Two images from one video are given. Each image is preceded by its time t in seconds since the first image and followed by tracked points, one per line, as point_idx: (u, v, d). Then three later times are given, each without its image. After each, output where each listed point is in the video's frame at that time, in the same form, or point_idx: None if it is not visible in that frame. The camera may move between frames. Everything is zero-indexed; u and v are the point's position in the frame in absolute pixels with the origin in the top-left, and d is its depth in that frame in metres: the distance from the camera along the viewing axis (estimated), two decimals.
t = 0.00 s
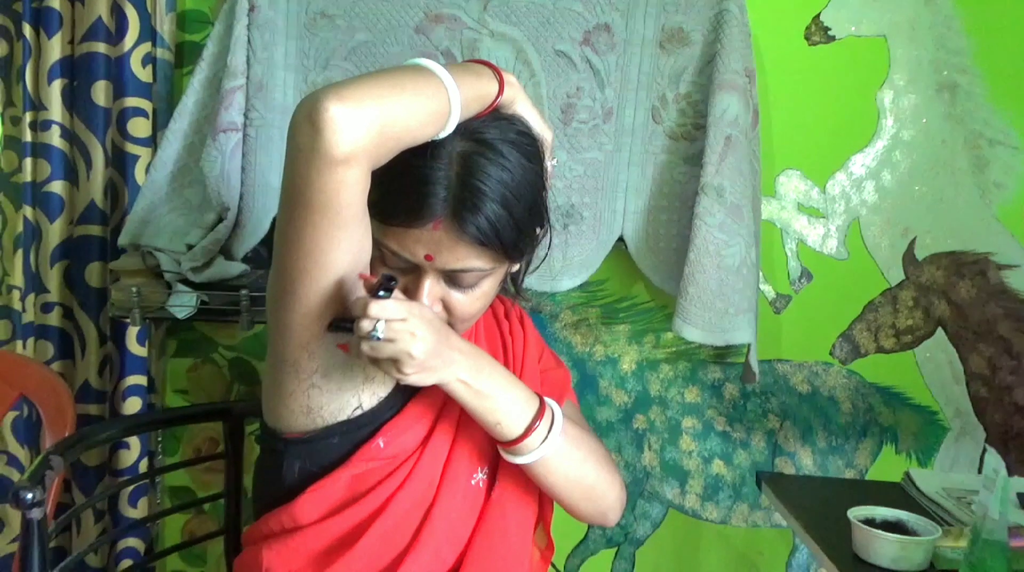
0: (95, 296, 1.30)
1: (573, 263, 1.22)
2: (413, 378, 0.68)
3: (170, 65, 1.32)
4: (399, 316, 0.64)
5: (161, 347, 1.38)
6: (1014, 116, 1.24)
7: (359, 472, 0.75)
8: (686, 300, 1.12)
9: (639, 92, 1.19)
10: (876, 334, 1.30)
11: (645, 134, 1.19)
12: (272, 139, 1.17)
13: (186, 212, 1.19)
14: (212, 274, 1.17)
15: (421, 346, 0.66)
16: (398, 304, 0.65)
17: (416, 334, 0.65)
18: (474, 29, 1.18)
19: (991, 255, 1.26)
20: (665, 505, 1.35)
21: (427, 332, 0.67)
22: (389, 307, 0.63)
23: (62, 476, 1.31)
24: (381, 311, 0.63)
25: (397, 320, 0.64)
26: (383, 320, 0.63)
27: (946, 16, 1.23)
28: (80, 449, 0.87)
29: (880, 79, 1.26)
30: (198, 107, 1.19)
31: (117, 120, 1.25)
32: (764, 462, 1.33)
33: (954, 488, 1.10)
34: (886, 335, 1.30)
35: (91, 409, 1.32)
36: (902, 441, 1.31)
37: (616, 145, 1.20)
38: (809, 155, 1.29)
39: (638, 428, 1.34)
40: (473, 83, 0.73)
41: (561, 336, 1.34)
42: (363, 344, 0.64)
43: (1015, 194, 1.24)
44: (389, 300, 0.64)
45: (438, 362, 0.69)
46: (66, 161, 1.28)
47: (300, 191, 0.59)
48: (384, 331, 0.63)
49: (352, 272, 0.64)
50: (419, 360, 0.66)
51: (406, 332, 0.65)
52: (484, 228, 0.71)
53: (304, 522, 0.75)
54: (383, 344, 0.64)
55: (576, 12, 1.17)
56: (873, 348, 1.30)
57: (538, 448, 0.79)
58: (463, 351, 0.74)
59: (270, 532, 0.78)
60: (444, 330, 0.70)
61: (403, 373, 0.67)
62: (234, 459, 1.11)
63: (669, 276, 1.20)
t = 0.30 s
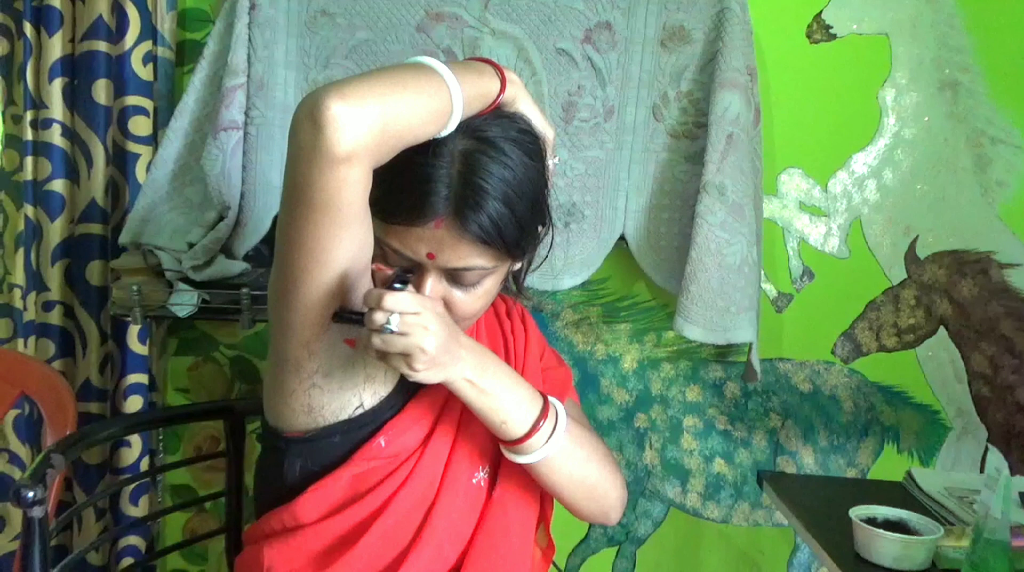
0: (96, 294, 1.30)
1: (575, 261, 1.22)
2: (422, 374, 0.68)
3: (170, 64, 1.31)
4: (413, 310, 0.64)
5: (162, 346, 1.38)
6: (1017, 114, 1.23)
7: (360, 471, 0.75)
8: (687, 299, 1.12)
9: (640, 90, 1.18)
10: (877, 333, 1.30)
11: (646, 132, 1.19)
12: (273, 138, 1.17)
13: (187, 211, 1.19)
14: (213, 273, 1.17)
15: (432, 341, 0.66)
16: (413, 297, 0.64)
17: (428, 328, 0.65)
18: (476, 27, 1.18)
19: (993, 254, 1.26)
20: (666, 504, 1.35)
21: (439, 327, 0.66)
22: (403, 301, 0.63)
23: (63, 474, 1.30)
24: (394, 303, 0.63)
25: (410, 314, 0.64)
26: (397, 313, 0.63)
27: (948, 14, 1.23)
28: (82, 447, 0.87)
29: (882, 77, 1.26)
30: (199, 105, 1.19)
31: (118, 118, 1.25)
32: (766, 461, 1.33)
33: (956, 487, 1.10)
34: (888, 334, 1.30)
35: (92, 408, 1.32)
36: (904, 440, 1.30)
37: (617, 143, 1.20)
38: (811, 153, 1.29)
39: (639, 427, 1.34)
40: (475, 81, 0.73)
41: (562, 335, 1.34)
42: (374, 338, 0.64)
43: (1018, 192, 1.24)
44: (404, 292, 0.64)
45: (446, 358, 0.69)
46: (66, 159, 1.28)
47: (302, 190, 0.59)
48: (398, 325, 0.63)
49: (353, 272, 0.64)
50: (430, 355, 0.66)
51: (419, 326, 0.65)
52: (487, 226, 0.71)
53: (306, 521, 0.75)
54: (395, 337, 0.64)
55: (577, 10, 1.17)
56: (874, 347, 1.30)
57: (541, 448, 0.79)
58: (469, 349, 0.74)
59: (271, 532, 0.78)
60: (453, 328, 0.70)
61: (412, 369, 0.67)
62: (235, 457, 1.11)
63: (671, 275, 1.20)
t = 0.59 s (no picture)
0: (96, 292, 1.30)
1: (576, 259, 1.21)
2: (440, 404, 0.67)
3: (171, 61, 1.31)
4: (425, 332, 0.64)
5: (163, 343, 1.37)
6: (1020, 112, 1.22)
7: (361, 470, 0.75)
8: (690, 297, 1.11)
9: (642, 88, 1.18)
10: (879, 331, 1.30)
11: (648, 130, 1.19)
12: (274, 135, 1.17)
13: (188, 208, 1.19)
14: (213, 270, 1.16)
15: (446, 361, 0.66)
16: (422, 320, 0.64)
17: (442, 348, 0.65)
18: (477, 24, 1.18)
19: (996, 252, 1.25)
20: (667, 502, 1.35)
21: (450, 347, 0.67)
22: (413, 323, 0.63)
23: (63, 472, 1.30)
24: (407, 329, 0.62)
25: (423, 336, 0.63)
26: (410, 336, 0.62)
27: (951, 11, 1.23)
28: (83, 446, 0.87)
29: (884, 74, 1.26)
30: (199, 102, 1.18)
31: (119, 115, 1.25)
32: (767, 459, 1.33)
33: (958, 486, 1.10)
34: (890, 332, 1.29)
35: (93, 406, 1.32)
36: (906, 439, 1.30)
37: (619, 140, 1.20)
38: (812, 151, 1.29)
39: (641, 425, 1.34)
40: (476, 77, 0.73)
41: (564, 333, 1.33)
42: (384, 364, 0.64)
43: (1020, 190, 1.23)
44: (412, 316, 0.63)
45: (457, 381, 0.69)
46: (67, 156, 1.28)
47: (302, 188, 0.59)
48: (410, 350, 0.63)
49: (354, 272, 0.64)
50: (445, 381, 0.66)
51: (432, 348, 0.64)
52: (490, 223, 0.71)
53: (307, 520, 0.75)
54: (413, 364, 0.63)
55: (579, 7, 1.17)
56: (876, 345, 1.30)
57: (546, 463, 0.79)
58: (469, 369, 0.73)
59: (272, 530, 0.78)
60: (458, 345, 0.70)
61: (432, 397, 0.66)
62: (236, 455, 1.11)
63: (672, 272, 1.20)
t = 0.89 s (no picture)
0: (96, 292, 1.30)
1: (576, 258, 1.21)
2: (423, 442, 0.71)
3: (171, 61, 1.31)
4: (394, 378, 0.67)
5: (162, 343, 1.37)
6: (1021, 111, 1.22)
7: (362, 472, 0.75)
8: (690, 297, 1.11)
9: (643, 87, 1.18)
10: (880, 331, 1.30)
11: (649, 129, 1.18)
12: (274, 135, 1.16)
13: (188, 207, 1.19)
14: (213, 270, 1.16)
15: (422, 398, 0.70)
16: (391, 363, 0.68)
17: (415, 389, 0.69)
18: (477, 24, 1.17)
19: (997, 252, 1.25)
20: (668, 502, 1.34)
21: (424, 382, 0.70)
22: (381, 370, 0.67)
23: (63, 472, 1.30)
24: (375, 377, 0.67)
25: (392, 382, 0.67)
26: (382, 382, 0.67)
27: (952, 11, 1.22)
28: (81, 446, 0.87)
29: (885, 74, 1.25)
30: (199, 102, 1.18)
31: (119, 115, 1.25)
32: (768, 459, 1.33)
33: (959, 486, 1.10)
34: (890, 332, 1.29)
35: (92, 406, 1.32)
36: (906, 439, 1.30)
37: (619, 140, 1.19)
38: (813, 151, 1.28)
39: (641, 425, 1.33)
40: (477, 77, 0.72)
41: (564, 333, 1.33)
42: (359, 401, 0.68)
43: (1021, 190, 1.23)
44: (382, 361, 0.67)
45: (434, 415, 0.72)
46: (67, 156, 1.28)
47: (302, 188, 0.58)
48: (382, 396, 0.67)
49: (353, 274, 0.64)
50: (427, 419, 0.70)
51: (406, 389, 0.69)
52: (490, 224, 0.71)
53: (306, 522, 0.75)
54: (391, 409, 0.68)
55: (579, 6, 1.17)
56: (877, 345, 1.30)
57: (538, 481, 0.79)
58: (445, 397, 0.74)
59: (272, 532, 0.78)
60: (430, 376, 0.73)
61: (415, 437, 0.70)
62: (236, 456, 1.11)
63: (673, 272, 1.19)
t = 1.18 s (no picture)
0: (91, 293, 1.29)
1: (576, 260, 1.20)
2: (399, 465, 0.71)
3: (167, 59, 1.29)
4: (354, 408, 0.67)
5: (159, 344, 1.36)
6: None
7: (359, 479, 0.74)
8: (690, 298, 1.10)
9: (643, 86, 1.17)
10: (882, 332, 1.28)
11: (649, 129, 1.17)
12: (271, 134, 1.15)
13: (184, 207, 1.18)
14: (210, 271, 1.15)
15: (389, 427, 0.69)
16: (352, 394, 0.68)
17: (378, 418, 0.68)
18: (476, 22, 1.16)
19: (1000, 253, 1.24)
20: (668, 505, 1.33)
21: (388, 408, 0.69)
22: (340, 402, 0.66)
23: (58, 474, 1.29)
24: (332, 410, 0.66)
25: (352, 412, 0.67)
26: (340, 415, 0.67)
27: (954, 10, 1.21)
28: (74, 450, 0.86)
29: (887, 73, 1.24)
30: (195, 101, 1.17)
31: (115, 114, 1.24)
32: (768, 461, 1.32)
33: (962, 490, 1.09)
34: (893, 333, 1.28)
35: (88, 408, 1.31)
36: (908, 441, 1.29)
37: (620, 139, 1.18)
38: (815, 150, 1.27)
39: (641, 427, 1.32)
40: (479, 77, 0.71)
41: (564, 334, 1.32)
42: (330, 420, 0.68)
43: None
44: (342, 394, 0.67)
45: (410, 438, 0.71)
46: (62, 156, 1.27)
47: (299, 188, 0.57)
48: (343, 426, 0.68)
49: (352, 276, 0.63)
50: (394, 445, 0.69)
51: (367, 419, 0.68)
52: (491, 226, 0.70)
53: (302, 529, 0.74)
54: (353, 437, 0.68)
55: (579, 5, 1.15)
56: (879, 347, 1.29)
57: (524, 490, 0.78)
58: (426, 412, 0.73)
59: (267, 540, 0.76)
60: (400, 394, 0.72)
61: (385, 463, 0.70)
62: (232, 458, 1.10)
63: (673, 273, 1.18)
